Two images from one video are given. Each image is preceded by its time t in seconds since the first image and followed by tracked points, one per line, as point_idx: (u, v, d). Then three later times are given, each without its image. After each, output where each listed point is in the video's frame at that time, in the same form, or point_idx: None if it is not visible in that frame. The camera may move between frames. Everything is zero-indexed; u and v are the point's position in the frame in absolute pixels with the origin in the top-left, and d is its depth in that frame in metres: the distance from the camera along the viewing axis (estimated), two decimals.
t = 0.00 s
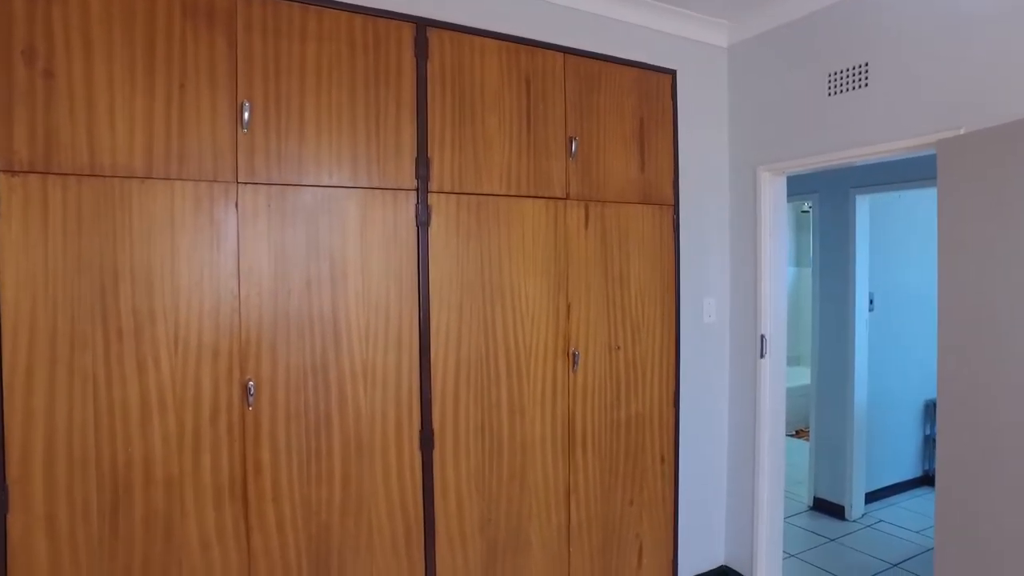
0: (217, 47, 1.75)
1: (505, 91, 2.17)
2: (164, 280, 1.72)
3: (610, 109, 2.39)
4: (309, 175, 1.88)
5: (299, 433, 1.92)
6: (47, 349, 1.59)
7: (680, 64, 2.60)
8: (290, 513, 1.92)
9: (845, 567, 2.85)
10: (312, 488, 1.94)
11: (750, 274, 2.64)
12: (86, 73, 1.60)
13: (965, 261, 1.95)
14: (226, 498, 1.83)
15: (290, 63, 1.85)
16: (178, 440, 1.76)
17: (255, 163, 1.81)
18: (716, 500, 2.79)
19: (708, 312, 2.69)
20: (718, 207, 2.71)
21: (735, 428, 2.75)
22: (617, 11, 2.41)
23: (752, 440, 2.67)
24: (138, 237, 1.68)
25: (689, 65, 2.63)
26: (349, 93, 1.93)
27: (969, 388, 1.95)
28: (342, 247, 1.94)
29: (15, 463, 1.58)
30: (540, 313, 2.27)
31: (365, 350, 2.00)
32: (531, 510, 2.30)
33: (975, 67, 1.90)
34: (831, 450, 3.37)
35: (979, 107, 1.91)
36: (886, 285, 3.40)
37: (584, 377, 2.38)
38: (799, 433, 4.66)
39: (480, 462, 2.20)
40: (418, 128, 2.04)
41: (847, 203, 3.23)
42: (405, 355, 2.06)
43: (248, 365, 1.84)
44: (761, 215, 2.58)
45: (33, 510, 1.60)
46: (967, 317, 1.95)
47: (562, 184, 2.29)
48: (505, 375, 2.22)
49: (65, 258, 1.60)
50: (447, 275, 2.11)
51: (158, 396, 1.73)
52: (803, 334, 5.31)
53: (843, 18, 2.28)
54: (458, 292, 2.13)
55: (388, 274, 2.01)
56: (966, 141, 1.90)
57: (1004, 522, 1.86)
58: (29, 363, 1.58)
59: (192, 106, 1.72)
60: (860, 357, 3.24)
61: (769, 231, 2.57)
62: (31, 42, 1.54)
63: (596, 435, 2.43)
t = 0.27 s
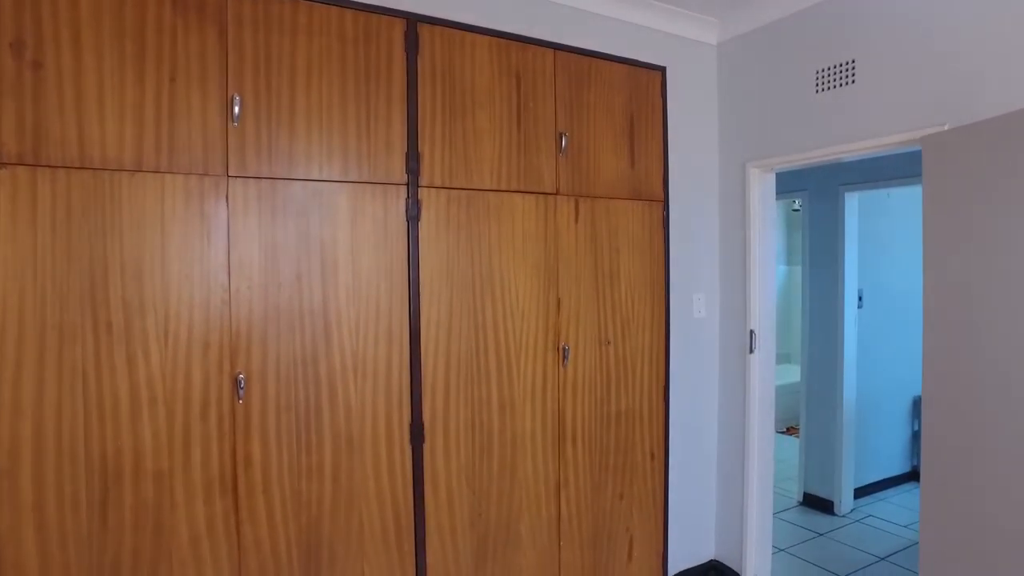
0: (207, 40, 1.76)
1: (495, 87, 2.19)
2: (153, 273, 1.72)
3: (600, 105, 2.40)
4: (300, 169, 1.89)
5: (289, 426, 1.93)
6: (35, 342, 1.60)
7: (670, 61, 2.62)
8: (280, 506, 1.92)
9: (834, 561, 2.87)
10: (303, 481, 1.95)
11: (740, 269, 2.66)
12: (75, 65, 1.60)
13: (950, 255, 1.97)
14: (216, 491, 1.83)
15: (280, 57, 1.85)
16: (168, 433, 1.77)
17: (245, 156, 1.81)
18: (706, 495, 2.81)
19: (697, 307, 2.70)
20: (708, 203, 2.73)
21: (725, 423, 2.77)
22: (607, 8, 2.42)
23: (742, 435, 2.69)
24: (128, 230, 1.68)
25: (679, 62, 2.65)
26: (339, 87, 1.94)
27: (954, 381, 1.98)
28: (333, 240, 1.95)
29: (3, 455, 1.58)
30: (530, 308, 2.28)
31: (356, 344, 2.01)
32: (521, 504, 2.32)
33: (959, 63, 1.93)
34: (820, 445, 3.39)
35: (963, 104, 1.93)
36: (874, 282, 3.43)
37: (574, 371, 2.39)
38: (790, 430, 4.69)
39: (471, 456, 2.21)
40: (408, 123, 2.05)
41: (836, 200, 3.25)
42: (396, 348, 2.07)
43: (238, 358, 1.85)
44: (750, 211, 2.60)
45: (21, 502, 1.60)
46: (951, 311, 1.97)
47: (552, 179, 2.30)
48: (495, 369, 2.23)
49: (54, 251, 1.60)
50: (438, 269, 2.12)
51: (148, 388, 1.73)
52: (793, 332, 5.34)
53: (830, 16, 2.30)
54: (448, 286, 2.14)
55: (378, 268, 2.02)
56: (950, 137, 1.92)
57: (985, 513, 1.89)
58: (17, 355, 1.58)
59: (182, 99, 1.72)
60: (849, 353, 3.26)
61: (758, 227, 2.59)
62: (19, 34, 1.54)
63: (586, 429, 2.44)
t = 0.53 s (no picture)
0: (198, 34, 1.76)
1: (486, 82, 2.20)
2: (144, 265, 1.73)
3: (590, 101, 2.42)
4: (291, 163, 1.90)
5: (280, 419, 1.94)
6: (24, 333, 1.60)
7: (660, 58, 2.64)
8: (270, 498, 1.93)
9: (823, 555, 2.90)
10: (293, 473, 1.96)
11: (729, 265, 2.68)
12: (65, 58, 1.61)
13: (934, 249, 2.00)
14: (206, 483, 1.84)
15: (271, 51, 1.86)
16: (158, 425, 1.77)
17: (236, 150, 1.82)
18: (696, 489, 2.83)
19: (687, 302, 2.72)
20: (698, 199, 2.76)
21: (715, 417, 2.79)
22: (597, 4, 2.44)
23: (731, 429, 2.71)
24: (118, 222, 1.69)
25: (669, 59, 2.67)
26: (330, 81, 1.95)
27: (938, 373, 2.00)
28: (323, 234, 1.96)
29: None
30: (520, 302, 2.30)
31: (346, 336, 2.02)
32: (512, 497, 2.33)
33: (944, 60, 1.95)
34: (809, 441, 3.42)
35: (946, 100, 1.96)
36: (863, 279, 3.46)
37: (564, 365, 2.41)
38: (781, 426, 4.72)
39: (461, 448, 2.23)
40: (399, 118, 2.06)
41: (825, 197, 3.28)
42: (386, 341, 2.08)
43: (229, 350, 1.85)
44: (739, 207, 2.62)
45: (10, 494, 1.60)
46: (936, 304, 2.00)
47: (542, 174, 2.31)
48: (486, 362, 2.25)
49: (44, 242, 1.60)
50: (428, 263, 2.13)
51: (138, 380, 1.74)
52: (784, 329, 5.38)
53: (818, 13, 2.32)
54: (438, 280, 2.15)
55: (368, 261, 2.03)
56: (934, 133, 1.95)
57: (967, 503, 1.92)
58: (6, 346, 1.58)
59: (172, 92, 1.73)
60: (838, 349, 3.29)
61: (748, 223, 2.61)
62: (8, 26, 1.55)
63: (576, 422, 2.46)
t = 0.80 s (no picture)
0: (188, 27, 1.77)
1: (475, 78, 2.21)
2: (132, 257, 1.73)
3: (579, 97, 2.44)
4: (280, 157, 1.91)
5: (269, 412, 1.94)
6: (11, 324, 1.60)
7: (649, 55, 2.66)
8: (259, 491, 1.94)
9: (810, 549, 2.93)
10: (282, 466, 1.97)
11: (717, 260, 2.70)
12: (53, 49, 1.61)
13: (918, 243, 2.03)
14: (195, 475, 1.84)
15: (261, 45, 1.87)
16: (147, 417, 1.77)
17: (226, 143, 1.82)
18: (684, 483, 2.85)
19: (676, 298, 2.74)
20: (687, 195, 2.78)
21: (703, 412, 2.81)
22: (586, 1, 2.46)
23: (719, 424, 2.73)
24: (107, 214, 1.69)
25: (658, 56, 2.69)
26: (320, 76, 1.96)
27: (921, 366, 2.03)
28: (313, 227, 1.97)
29: None
30: (509, 297, 2.31)
31: (336, 330, 2.03)
32: (501, 490, 2.34)
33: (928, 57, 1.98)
34: (798, 436, 3.45)
35: (930, 97, 1.99)
36: (850, 275, 3.49)
37: (553, 359, 2.42)
38: (770, 423, 4.74)
39: (450, 442, 2.24)
40: (389, 112, 2.07)
41: (812, 195, 3.31)
42: (375, 335, 2.09)
43: (218, 343, 1.86)
44: (728, 203, 2.64)
45: None
46: (919, 298, 2.03)
47: (531, 169, 2.33)
48: (475, 357, 2.26)
49: (31, 234, 1.60)
50: (418, 257, 2.14)
51: (126, 372, 1.74)
52: (773, 328, 5.41)
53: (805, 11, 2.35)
54: (427, 274, 2.16)
55: (358, 255, 2.04)
56: (919, 128, 1.97)
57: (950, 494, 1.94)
58: None
59: (161, 84, 1.73)
60: (826, 345, 3.32)
61: (736, 219, 2.64)
62: None
63: (565, 416, 2.47)
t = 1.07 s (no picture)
0: (178, 22, 1.77)
1: (465, 74, 2.23)
2: (122, 251, 1.74)
3: (569, 94, 2.46)
4: (270, 152, 1.92)
5: (259, 405, 1.95)
6: None
7: (638, 53, 2.68)
8: (249, 484, 1.94)
9: (798, 543, 2.96)
10: (272, 460, 1.98)
11: (705, 257, 2.73)
12: (41, 42, 1.61)
13: (901, 239, 2.05)
14: (184, 468, 1.85)
15: (251, 40, 1.88)
16: (136, 411, 1.78)
17: (216, 137, 1.83)
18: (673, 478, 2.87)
19: (664, 294, 2.77)
20: (675, 192, 2.80)
21: (692, 407, 2.84)
22: None
23: (708, 419, 2.75)
24: (96, 207, 1.69)
25: (647, 54, 2.71)
26: (310, 71, 1.97)
27: (904, 359, 2.06)
28: (303, 222, 1.98)
29: None
30: (499, 292, 2.33)
31: (326, 324, 2.04)
32: (491, 485, 2.36)
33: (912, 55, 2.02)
34: (786, 432, 3.48)
35: (914, 94, 2.03)
36: (837, 273, 3.53)
37: (543, 354, 2.44)
38: (759, 420, 4.78)
39: (440, 436, 2.25)
40: (379, 108, 2.08)
41: (800, 192, 3.34)
42: (365, 329, 2.10)
43: (208, 337, 1.86)
44: (716, 200, 2.67)
45: None
46: (902, 293, 2.06)
47: (521, 165, 2.35)
48: (464, 352, 2.28)
49: (19, 226, 1.61)
50: (407, 252, 2.16)
51: (116, 365, 1.74)
52: (762, 326, 5.45)
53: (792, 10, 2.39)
54: (417, 269, 2.18)
55: (348, 250, 2.05)
56: (903, 125, 2.00)
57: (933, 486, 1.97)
58: None
59: (151, 78, 1.74)
60: (814, 341, 3.35)
61: (724, 215, 2.66)
62: None
63: (555, 411, 2.49)
